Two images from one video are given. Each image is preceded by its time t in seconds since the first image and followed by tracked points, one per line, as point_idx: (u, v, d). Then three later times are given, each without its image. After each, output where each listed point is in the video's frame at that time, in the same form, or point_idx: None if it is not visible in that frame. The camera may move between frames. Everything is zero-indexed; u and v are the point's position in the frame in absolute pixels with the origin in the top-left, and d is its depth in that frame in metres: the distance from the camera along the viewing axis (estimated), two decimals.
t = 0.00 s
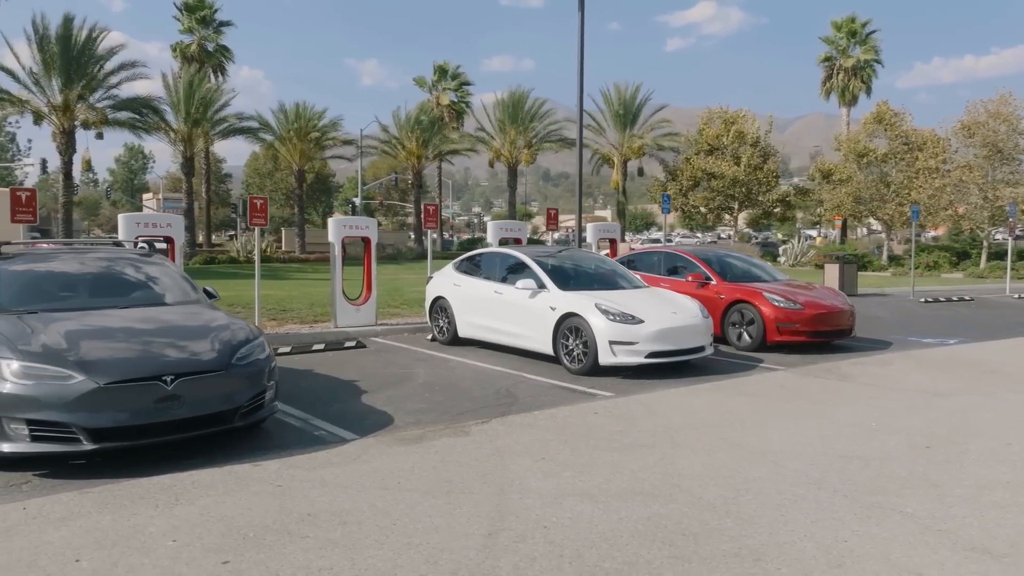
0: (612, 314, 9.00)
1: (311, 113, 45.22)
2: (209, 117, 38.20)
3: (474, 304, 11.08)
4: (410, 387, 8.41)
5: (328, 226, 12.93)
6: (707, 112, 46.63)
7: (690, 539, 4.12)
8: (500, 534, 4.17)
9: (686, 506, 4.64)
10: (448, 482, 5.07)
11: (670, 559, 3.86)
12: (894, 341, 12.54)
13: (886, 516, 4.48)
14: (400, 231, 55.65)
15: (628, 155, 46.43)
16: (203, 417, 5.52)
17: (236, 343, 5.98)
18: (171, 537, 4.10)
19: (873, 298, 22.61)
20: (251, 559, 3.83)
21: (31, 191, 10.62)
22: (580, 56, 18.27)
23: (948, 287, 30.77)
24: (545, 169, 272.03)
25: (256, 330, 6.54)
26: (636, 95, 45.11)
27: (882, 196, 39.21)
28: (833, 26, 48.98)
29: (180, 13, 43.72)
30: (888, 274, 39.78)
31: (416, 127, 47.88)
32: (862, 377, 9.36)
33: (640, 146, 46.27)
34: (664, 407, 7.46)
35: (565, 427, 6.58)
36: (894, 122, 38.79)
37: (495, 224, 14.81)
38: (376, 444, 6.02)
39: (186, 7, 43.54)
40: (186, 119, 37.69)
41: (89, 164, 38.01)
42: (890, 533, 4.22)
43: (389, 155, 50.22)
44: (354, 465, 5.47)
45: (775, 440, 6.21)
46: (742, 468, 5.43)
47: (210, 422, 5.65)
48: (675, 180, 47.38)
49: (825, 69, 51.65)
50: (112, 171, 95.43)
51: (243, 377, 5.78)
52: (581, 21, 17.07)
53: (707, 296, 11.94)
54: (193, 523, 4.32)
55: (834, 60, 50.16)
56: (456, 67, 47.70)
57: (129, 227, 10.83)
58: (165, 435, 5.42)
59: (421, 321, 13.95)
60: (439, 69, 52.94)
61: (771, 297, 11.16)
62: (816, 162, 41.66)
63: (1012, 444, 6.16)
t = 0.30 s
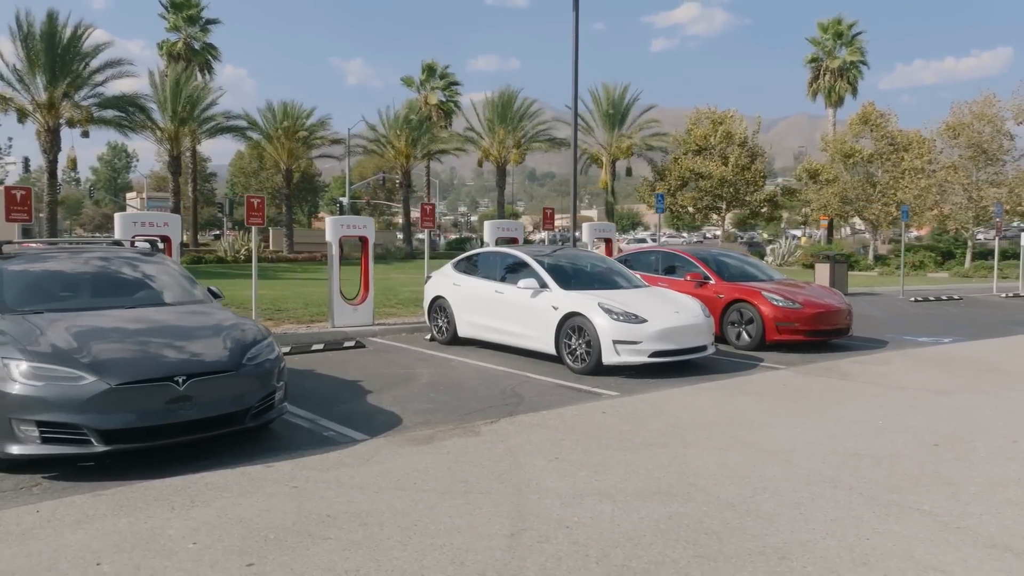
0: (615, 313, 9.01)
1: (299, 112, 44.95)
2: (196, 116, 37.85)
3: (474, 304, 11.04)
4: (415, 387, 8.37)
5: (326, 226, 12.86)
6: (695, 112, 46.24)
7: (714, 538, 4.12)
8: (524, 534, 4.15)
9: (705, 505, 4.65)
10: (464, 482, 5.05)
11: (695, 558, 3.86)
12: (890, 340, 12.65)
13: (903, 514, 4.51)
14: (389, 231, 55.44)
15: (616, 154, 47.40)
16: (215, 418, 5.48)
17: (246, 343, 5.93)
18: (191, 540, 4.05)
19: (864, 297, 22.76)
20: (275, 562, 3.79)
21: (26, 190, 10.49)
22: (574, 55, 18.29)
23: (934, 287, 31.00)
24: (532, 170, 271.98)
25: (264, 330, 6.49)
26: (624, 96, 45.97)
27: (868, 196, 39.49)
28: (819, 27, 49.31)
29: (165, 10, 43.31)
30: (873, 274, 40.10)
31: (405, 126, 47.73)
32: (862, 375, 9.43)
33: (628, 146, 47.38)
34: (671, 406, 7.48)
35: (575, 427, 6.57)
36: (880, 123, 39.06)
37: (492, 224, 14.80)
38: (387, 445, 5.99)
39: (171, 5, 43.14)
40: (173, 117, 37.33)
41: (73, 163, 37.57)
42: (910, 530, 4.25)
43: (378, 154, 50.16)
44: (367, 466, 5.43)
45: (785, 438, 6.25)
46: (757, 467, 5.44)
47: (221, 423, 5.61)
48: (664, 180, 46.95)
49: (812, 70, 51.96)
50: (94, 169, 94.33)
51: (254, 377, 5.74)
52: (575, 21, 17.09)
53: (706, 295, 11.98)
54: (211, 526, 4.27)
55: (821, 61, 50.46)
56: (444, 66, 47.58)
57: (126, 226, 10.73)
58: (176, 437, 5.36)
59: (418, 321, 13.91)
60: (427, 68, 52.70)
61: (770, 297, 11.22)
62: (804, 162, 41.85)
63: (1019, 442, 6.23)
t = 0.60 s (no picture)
0: (619, 313, 9.01)
1: (286, 111, 44.68)
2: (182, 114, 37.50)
3: (474, 303, 11.00)
4: (419, 387, 8.33)
5: (323, 225, 12.79)
6: (683, 113, 46.16)
7: (739, 536, 4.13)
8: (547, 534, 4.14)
9: (725, 503, 4.65)
10: (482, 482, 5.03)
11: (722, 556, 3.86)
12: (886, 339, 12.74)
13: (921, 511, 4.53)
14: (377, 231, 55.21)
15: (605, 154, 47.86)
16: (227, 418, 5.42)
17: (257, 342, 5.87)
18: (212, 541, 4.01)
19: (854, 296, 22.91)
20: (300, 564, 3.75)
21: (21, 188, 10.34)
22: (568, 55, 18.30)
23: (921, 287, 31.22)
24: (518, 170, 271.92)
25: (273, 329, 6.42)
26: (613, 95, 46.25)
27: (854, 196, 39.79)
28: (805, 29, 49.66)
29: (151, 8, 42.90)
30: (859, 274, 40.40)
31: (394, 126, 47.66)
32: (862, 374, 9.49)
33: (617, 146, 47.85)
34: (678, 405, 7.48)
35: (586, 426, 6.57)
36: (866, 124, 39.37)
37: (488, 223, 14.75)
38: (399, 445, 5.95)
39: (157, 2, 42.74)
40: (159, 116, 36.96)
41: (58, 162, 37.13)
42: (930, 527, 4.28)
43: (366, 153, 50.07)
44: (382, 466, 5.40)
45: (795, 436, 6.28)
46: (772, 465, 5.45)
47: (233, 423, 5.55)
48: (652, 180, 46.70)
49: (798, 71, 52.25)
50: (76, 168, 93.28)
51: (266, 377, 5.69)
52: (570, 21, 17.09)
53: (705, 295, 12.01)
54: (231, 527, 4.23)
55: (807, 63, 50.78)
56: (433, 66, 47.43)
57: (122, 224, 10.60)
58: (189, 437, 5.30)
59: (415, 321, 13.84)
60: (415, 67, 51.81)
61: (769, 296, 11.28)
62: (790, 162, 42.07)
63: None
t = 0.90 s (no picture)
0: (623, 312, 9.03)
1: (273, 110, 44.40)
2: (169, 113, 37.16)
3: (474, 303, 10.97)
4: (424, 387, 8.31)
5: (320, 224, 12.72)
6: (670, 113, 46.18)
7: (761, 533, 4.14)
8: (571, 532, 4.13)
9: (746, 501, 4.66)
10: (499, 480, 5.02)
11: (748, 554, 3.87)
12: (882, 338, 12.85)
13: (939, 507, 4.56)
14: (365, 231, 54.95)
15: (593, 154, 47.93)
16: (240, 419, 5.37)
17: (268, 342, 5.82)
18: (235, 542, 3.97)
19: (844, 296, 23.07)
20: (326, 563, 3.74)
21: (15, 187, 10.21)
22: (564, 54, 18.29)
23: (907, 286, 31.46)
24: (503, 169, 271.75)
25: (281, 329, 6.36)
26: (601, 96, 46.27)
27: (839, 196, 40.11)
28: (792, 31, 49.97)
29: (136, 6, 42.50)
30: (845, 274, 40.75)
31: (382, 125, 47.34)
32: (862, 372, 9.58)
33: (604, 146, 47.92)
34: (683, 404, 7.50)
35: (596, 424, 6.58)
36: (852, 125, 39.66)
37: (485, 223, 14.77)
38: (412, 444, 5.92)
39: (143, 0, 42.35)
40: (144, 114, 36.59)
41: (42, 161, 36.70)
42: (949, 523, 4.30)
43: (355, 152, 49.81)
44: (397, 465, 5.38)
45: (805, 435, 6.30)
46: (784, 463, 5.48)
47: (246, 423, 5.50)
48: (640, 180, 46.84)
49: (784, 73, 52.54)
50: (58, 168, 92.16)
51: (278, 377, 5.64)
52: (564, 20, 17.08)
53: (703, 294, 12.04)
54: (251, 527, 4.19)
55: (793, 64, 51.09)
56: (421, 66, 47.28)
57: (119, 224, 10.50)
58: (202, 437, 5.25)
59: (413, 321, 13.79)
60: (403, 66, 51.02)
61: (768, 295, 11.34)
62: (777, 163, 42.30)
63: None
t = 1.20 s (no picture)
0: (627, 311, 9.04)
1: (258, 108, 44.01)
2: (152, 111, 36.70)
3: (474, 302, 10.94)
4: (430, 387, 8.26)
5: (317, 223, 12.62)
6: (656, 114, 46.22)
7: (788, 531, 4.15)
8: (599, 531, 4.13)
9: (768, 499, 4.68)
10: (520, 480, 5.00)
11: (778, 551, 3.88)
12: (876, 336, 12.97)
13: (958, 503, 4.61)
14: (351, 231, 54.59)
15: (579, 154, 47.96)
16: (256, 420, 5.31)
17: (281, 342, 5.75)
18: (262, 544, 3.93)
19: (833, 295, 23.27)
20: (358, 564, 3.70)
21: (9, 185, 10.04)
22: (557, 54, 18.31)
23: (892, 286, 31.75)
24: (487, 168, 271.58)
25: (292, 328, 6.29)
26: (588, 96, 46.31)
27: (824, 196, 40.34)
28: (776, 32, 50.34)
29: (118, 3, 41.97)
30: (829, 274, 41.06)
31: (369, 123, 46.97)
32: (862, 371, 9.65)
33: (591, 146, 48.01)
34: (691, 402, 7.52)
35: (607, 423, 6.58)
36: (836, 126, 39.95)
37: (481, 222, 14.77)
38: (426, 444, 5.89)
39: None
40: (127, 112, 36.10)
41: (23, 159, 36.12)
42: (972, 520, 4.34)
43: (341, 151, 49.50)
44: (415, 465, 5.35)
45: (816, 432, 6.34)
46: (799, 460, 5.51)
47: (261, 424, 5.44)
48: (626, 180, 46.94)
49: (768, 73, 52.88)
50: (35, 167, 90.72)
51: (293, 377, 5.58)
52: (557, 20, 17.08)
53: (701, 293, 12.08)
54: (276, 529, 4.15)
55: (778, 65, 51.43)
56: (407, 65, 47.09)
57: (115, 223, 10.37)
58: (218, 438, 5.19)
59: (409, 321, 13.73)
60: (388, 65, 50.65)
61: (767, 294, 11.41)
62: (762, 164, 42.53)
63: None
